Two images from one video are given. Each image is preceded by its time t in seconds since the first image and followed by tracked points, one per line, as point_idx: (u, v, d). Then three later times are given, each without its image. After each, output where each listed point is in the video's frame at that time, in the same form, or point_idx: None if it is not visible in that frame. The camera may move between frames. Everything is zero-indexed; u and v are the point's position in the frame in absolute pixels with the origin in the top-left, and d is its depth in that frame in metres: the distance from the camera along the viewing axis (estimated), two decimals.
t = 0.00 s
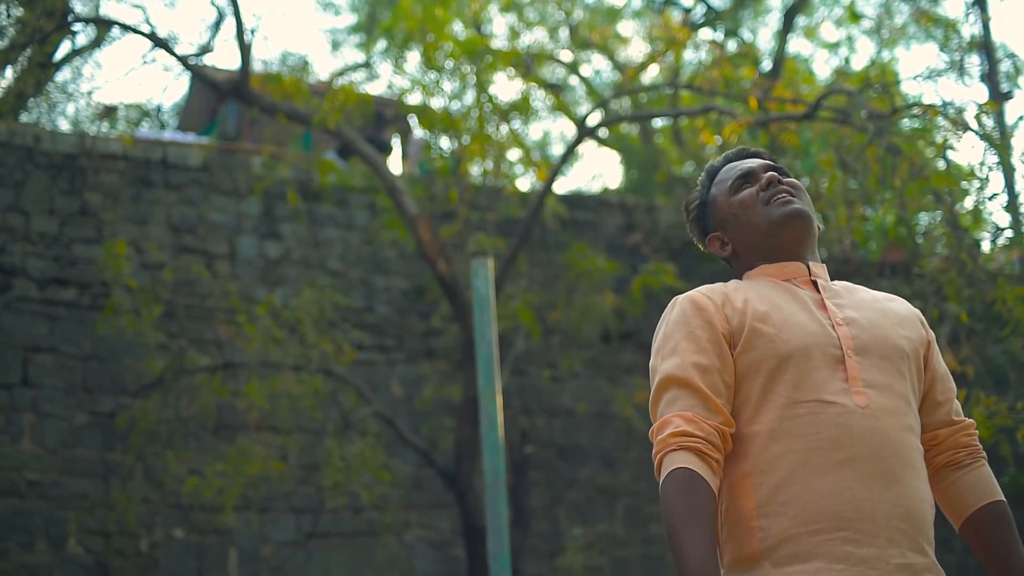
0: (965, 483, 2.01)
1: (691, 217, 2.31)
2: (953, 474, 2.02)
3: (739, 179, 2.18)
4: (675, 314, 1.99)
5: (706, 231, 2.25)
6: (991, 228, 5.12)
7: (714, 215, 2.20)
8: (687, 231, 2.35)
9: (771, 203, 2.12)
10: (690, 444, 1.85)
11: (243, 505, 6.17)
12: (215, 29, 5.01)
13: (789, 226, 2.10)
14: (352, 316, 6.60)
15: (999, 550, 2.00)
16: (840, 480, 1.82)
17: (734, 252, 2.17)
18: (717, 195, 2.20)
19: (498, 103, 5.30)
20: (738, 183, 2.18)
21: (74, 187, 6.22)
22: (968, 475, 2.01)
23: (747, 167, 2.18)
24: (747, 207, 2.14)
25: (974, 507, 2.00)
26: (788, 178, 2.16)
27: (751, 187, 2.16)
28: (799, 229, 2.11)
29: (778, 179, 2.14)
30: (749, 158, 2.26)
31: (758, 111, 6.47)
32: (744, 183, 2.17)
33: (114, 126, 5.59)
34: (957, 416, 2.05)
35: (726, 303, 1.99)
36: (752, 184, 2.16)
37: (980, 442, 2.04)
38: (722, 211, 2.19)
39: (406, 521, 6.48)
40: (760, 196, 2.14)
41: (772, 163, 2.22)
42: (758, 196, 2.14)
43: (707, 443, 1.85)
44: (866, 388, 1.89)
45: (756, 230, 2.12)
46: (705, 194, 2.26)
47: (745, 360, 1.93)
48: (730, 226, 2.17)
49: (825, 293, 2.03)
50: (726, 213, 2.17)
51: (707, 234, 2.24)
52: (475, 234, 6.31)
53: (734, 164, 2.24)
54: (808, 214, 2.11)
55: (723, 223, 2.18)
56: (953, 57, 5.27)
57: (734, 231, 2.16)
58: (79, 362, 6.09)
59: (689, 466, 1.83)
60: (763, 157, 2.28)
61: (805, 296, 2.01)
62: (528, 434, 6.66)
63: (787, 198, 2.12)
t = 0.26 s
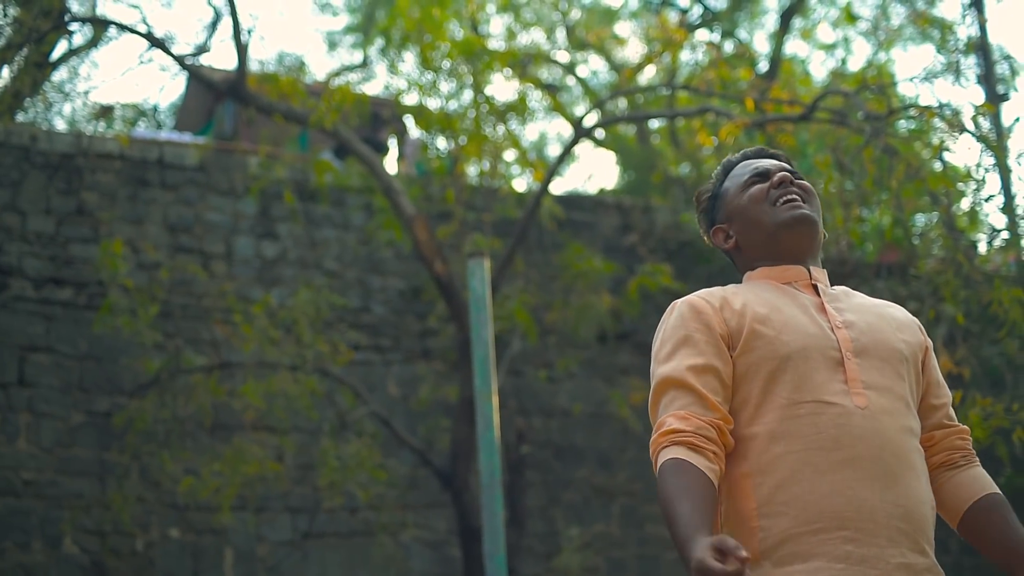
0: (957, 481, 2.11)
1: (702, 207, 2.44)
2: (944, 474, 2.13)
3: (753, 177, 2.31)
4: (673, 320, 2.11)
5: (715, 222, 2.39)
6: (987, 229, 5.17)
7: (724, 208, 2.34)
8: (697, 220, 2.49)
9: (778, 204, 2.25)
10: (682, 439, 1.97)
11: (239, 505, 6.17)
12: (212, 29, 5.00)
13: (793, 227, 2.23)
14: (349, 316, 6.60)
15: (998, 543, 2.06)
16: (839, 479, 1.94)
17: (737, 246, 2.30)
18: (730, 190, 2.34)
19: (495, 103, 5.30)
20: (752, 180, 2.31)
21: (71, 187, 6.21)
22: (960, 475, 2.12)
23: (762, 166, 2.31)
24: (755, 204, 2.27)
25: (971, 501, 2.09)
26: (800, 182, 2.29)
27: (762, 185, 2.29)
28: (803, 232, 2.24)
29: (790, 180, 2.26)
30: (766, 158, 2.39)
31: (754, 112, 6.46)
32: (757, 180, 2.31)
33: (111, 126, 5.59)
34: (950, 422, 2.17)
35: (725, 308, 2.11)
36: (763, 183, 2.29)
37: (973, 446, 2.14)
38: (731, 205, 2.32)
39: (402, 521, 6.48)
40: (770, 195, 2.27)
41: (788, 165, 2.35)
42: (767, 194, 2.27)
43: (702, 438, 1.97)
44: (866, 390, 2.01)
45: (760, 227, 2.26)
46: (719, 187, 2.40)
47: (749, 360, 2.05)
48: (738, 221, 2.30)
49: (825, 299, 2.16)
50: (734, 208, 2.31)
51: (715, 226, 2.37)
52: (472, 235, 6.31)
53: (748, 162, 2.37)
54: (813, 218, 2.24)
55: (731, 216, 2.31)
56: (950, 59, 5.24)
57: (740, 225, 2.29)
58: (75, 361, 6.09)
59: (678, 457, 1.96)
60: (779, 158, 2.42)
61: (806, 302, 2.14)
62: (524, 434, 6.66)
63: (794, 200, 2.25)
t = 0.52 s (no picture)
0: (942, 468, 2.17)
1: (700, 183, 2.46)
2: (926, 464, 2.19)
3: (752, 162, 2.33)
4: (652, 307, 2.11)
5: (710, 200, 2.41)
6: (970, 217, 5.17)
7: (720, 188, 2.36)
8: (694, 194, 2.51)
9: (772, 193, 2.27)
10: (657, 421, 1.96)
11: (218, 490, 6.17)
12: (195, 14, 4.97)
13: (783, 219, 2.25)
14: (329, 302, 6.59)
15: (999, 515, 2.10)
16: (820, 466, 1.95)
17: (727, 228, 2.33)
18: (728, 171, 2.36)
19: (477, 90, 5.30)
20: (750, 165, 2.33)
21: (52, 172, 6.16)
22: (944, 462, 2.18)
23: (764, 154, 2.32)
24: (749, 189, 2.29)
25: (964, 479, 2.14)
26: (798, 174, 2.30)
27: (759, 172, 2.30)
28: (792, 224, 2.25)
29: (787, 172, 2.28)
30: (769, 145, 2.41)
31: (737, 101, 6.48)
32: (755, 167, 2.32)
33: (92, 110, 5.55)
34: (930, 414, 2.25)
35: (707, 295, 2.11)
36: (761, 170, 2.31)
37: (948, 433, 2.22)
38: (726, 187, 2.34)
39: (382, 508, 6.48)
40: (765, 183, 2.29)
41: (789, 156, 2.36)
42: (762, 182, 2.29)
43: (680, 421, 1.97)
44: (847, 378, 2.03)
45: (751, 213, 2.28)
46: (719, 166, 2.41)
47: (731, 349, 2.05)
48: (730, 204, 2.32)
49: (808, 288, 2.18)
50: (728, 191, 2.33)
51: (708, 203, 2.40)
52: (453, 222, 6.30)
53: (750, 147, 2.38)
54: (804, 212, 2.25)
55: (724, 197, 2.33)
56: (932, 49, 5.26)
57: (732, 208, 2.31)
58: (54, 346, 6.06)
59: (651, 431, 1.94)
60: (783, 147, 2.43)
61: (789, 292, 2.15)
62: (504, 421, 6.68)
63: (788, 192, 2.26)
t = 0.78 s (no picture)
0: (892, 447, 2.21)
1: (670, 165, 2.46)
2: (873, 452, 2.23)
3: (720, 155, 2.33)
4: (608, 304, 2.12)
5: (676, 185, 2.41)
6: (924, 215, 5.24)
7: (687, 175, 2.36)
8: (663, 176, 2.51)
9: (736, 188, 2.27)
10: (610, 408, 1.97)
11: (169, 481, 6.13)
12: (153, 3, 4.91)
13: (743, 215, 2.25)
14: (283, 293, 6.55)
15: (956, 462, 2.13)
16: (773, 462, 1.96)
17: (689, 217, 2.34)
18: (697, 159, 2.36)
19: (434, 83, 5.27)
20: (718, 157, 2.33)
21: (8, 160, 6.12)
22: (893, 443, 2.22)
23: (734, 148, 2.32)
24: (714, 182, 2.29)
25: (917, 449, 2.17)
26: (765, 172, 2.30)
27: (727, 165, 2.30)
28: (752, 220, 2.26)
29: (754, 169, 2.28)
30: (742, 136, 2.41)
31: (693, 96, 6.51)
32: (724, 159, 2.32)
33: (48, 98, 5.46)
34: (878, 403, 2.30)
35: (663, 291, 2.12)
36: (729, 163, 2.31)
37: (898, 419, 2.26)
38: (693, 176, 2.34)
39: (334, 500, 6.42)
40: (731, 177, 2.29)
41: (760, 152, 2.36)
42: (728, 176, 2.29)
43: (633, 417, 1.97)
44: (800, 375, 2.04)
45: (713, 206, 2.28)
46: (690, 153, 2.41)
47: (686, 345, 2.06)
48: (694, 193, 2.32)
49: (763, 284, 2.19)
50: (694, 180, 2.33)
51: (674, 188, 2.40)
52: (409, 214, 6.27)
53: (721, 138, 2.38)
54: (765, 211, 2.26)
55: (689, 184, 2.34)
56: (889, 47, 5.33)
57: (695, 197, 2.32)
58: (8, 335, 6.02)
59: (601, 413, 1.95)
60: (756, 139, 2.42)
61: (744, 288, 2.16)
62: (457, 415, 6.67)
63: (752, 189, 2.26)
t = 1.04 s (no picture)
0: (849, 434, 2.26)
1: (644, 156, 2.46)
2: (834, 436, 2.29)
3: (700, 149, 2.33)
4: (570, 300, 2.14)
5: (649, 176, 2.42)
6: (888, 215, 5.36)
7: (664, 166, 2.37)
8: (632, 167, 2.52)
9: (714, 182, 2.28)
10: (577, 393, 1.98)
11: (129, 473, 6.07)
12: None
13: (716, 209, 2.26)
14: (244, 285, 6.50)
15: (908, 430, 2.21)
16: (732, 460, 1.97)
17: (660, 206, 2.34)
18: (675, 151, 2.36)
19: (397, 76, 5.24)
20: (698, 152, 2.34)
21: None
22: (851, 427, 2.28)
23: (715, 145, 2.34)
24: (692, 173, 2.30)
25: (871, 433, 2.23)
26: (741, 172, 2.31)
27: (706, 159, 2.31)
28: (724, 216, 2.27)
29: (734, 168, 2.29)
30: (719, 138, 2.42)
31: (657, 93, 6.53)
32: (702, 154, 2.33)
33: (9, 86, 5.34)
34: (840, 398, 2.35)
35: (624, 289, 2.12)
36: (708, 158, 2.32)
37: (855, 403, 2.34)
38: (668, 166, 2.35)
39: (294, 493, 6.39)
40: (709, 171, 2.29)
41: (736, 154, 2.37)
42: (707, 169, 2.30)
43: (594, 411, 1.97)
44: (760, 373, 2.05)
45: (689, 196, 2.29)
46: (667, 146, 2.42)
47: (648, 342, 2.07)
48: (669, 183, 2.33)
49: (725, 282, 2.20)
50: (670, 170, 2.33)
51: (645, 176, 2.40)
52: (371, 208, 6.24)
53: (700, 135, 2.39)
54: (738, 208, 2.27)
55: (665, 172, 2.34)
56: (852, 46, 5.38)
57: (670, 185, 2.32)
58: None
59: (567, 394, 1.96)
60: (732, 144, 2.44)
61: (706, 285, 2.18)
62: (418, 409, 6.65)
63: (728, 186, 2.27)
